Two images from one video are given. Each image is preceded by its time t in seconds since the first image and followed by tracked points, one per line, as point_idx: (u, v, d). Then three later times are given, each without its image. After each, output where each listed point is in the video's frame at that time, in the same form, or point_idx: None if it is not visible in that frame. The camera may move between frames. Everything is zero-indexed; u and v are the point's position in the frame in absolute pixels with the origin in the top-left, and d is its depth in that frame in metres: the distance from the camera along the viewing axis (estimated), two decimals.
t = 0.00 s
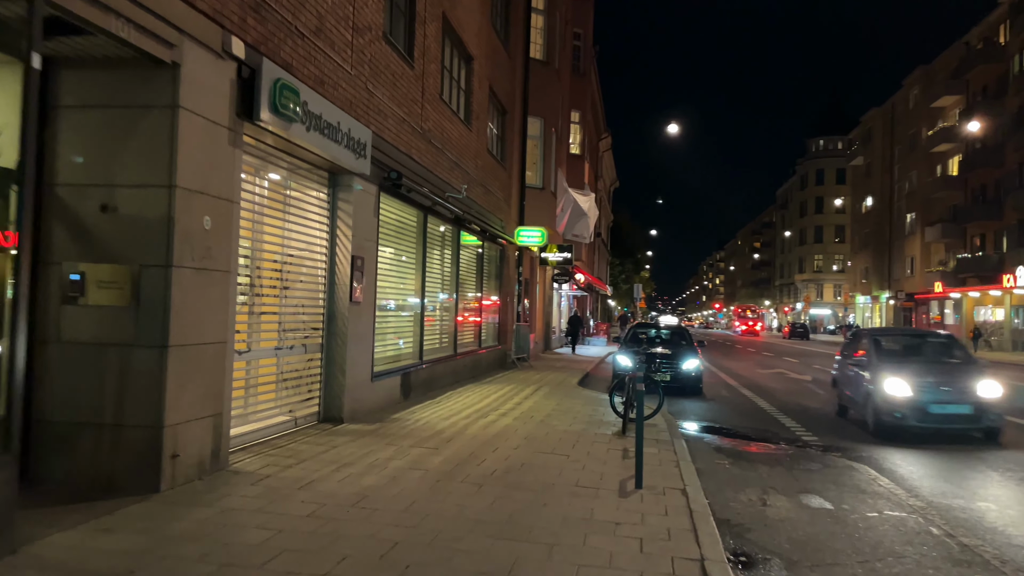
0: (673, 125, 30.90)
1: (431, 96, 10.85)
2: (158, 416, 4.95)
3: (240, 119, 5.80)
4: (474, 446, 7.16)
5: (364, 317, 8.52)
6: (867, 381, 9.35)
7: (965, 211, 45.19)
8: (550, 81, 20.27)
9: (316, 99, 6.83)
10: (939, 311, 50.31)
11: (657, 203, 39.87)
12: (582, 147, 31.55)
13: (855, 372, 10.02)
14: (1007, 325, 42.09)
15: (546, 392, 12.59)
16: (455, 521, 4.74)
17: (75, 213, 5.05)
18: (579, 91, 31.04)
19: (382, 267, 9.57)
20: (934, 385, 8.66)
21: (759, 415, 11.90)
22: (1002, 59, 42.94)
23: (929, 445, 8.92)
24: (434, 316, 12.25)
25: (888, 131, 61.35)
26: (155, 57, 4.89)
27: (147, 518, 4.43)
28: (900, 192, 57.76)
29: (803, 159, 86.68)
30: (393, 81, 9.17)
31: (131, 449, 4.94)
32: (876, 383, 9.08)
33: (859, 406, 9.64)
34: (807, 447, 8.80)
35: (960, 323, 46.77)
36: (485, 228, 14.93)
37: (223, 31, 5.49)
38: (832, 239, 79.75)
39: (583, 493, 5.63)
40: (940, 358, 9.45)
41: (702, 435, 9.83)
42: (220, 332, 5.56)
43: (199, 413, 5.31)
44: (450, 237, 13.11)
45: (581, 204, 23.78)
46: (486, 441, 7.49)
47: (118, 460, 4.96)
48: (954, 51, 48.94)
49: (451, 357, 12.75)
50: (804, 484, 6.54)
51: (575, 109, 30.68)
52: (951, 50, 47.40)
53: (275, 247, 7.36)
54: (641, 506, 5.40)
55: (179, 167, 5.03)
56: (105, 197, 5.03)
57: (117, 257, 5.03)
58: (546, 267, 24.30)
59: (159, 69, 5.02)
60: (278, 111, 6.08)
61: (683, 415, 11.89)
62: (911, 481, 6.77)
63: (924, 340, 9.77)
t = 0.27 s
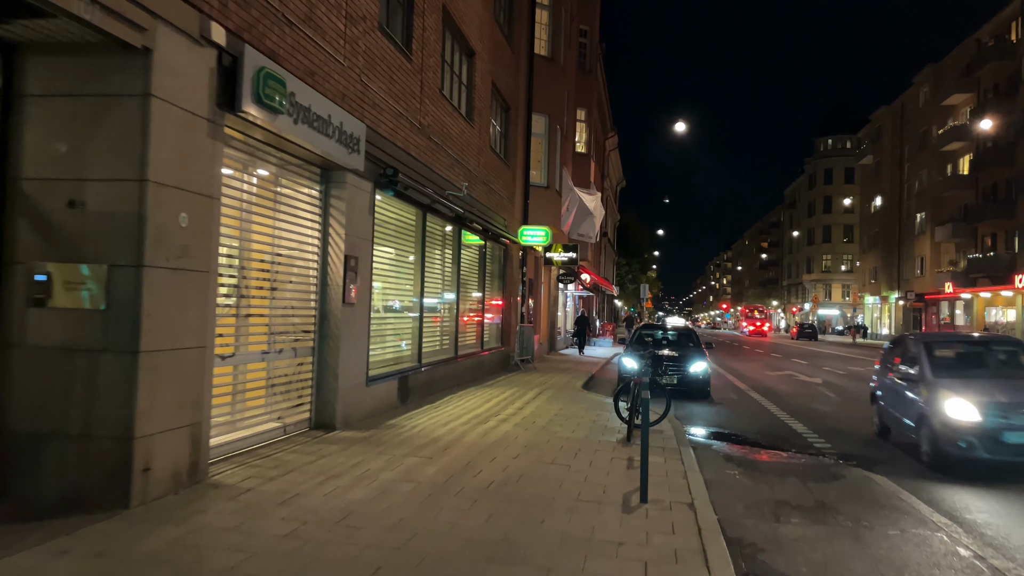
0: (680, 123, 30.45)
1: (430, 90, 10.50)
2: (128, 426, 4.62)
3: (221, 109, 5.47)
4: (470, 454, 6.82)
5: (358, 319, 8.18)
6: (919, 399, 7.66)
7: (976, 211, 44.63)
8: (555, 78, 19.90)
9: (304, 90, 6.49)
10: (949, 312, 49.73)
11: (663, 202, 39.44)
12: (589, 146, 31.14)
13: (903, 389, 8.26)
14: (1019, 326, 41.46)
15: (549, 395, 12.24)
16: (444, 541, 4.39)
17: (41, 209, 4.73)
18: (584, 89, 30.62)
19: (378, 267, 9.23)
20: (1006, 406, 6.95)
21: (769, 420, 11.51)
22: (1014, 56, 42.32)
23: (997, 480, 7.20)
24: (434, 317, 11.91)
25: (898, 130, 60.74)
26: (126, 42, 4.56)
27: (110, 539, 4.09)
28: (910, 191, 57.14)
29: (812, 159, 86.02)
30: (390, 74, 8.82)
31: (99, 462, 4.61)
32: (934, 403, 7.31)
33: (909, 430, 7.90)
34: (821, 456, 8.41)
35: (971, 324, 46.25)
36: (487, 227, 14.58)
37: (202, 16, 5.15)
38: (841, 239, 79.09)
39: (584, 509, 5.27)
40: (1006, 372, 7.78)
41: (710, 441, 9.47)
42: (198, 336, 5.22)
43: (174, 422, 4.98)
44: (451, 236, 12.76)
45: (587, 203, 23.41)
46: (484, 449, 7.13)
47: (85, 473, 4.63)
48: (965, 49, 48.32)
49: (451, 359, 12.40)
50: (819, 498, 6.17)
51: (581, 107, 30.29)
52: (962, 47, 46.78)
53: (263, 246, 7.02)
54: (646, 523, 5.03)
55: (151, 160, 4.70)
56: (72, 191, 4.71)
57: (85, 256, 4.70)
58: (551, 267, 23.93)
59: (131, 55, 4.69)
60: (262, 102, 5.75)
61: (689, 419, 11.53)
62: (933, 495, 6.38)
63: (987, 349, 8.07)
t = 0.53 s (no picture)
0: (683, 120, 30.12)
1: (427, 81, 10.18)
2: (96, 429, 4.31)
3: (200, 92, 5.16)
4: (466, 458, 6.50)
5: (351, 316, 7.86)
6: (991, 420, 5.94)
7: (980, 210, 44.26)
8: (556, 73, 19.58)
9: (291, 75, 6.19)
10: (953, 312, 49.34)
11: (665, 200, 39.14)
12: (590, 143, 30.81)
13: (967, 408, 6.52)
14: None
15: (549, 396, 11.92)
16: (435, 554, 4.07)
17: (4, 198, 4.44)
18: (586, 86, 30.30)
19: (373, 262, 8.91)
20: None
21: (775, 421, 11.18)
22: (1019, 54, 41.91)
23: None
24: (431, 316, 11.59)
25: (901, 129, 60.36)
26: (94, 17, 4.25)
27: (73, 552, 3.78)
28: (914, 190, 56.74)
29: (815, 158, 85.62)
30: (384, 63, 8.53)
31: (65, 468, 4.31)
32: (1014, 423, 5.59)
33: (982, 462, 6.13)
34: (832, 460, 8.10)
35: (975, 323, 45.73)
36: (486, 224, 14.27)
37: None
38: (844, 238, 78.68)
39: (585, 517, 4.96)
40: None
41: (716, 443, 9.14)
42: (175, 333, 4.91)
43: (147, 425, 4.67)
44: (449, 232, 12.44)
45: (589, 201, 23.09)
46: (481, 453, 6.82)
47: (50, 480, 4.33)
48: (970, 46, 47.92)
49: (450, 358, 12.08)
50: (834, 506, 5.84)
51: (582, 103, 29.97)
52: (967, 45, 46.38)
53: (249, 240, 6.71)
54: (651, 533, 4.72)
55: (122, 144, 4.39)
56: (38, 178, 4.42)
57: (51, 247, 4.40)
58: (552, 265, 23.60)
59: (100, 31, 4.38)
60: (245, 86, 5.44)
61: (693, 421, 11.20)
62: (954, 503, 6.06)
63: None
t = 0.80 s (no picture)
0: (685, 118, 29.79)
1: (423, 72, 9.81)
2: (56, 437, 3.96)
3: (174, 73, 4.80)
4: (461, 465, 6.15)
5: (341, 316, 7.50)
6: None
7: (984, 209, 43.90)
8: (557, 68, 19.22)
9: (275, 59, 5.83)
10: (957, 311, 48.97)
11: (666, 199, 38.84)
12: (591, 140, 30.45)
13: None
14: None
15: (549, 398, 11.56)
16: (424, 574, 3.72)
17: None
18: (587, 83, 29.97)
19: (365, 259, 8.54)
20: None
21: (782, 423, 10.83)
22: None
23: None
24: (427, 315, 11.22)
25: (904, 127, 59.98)
26: None
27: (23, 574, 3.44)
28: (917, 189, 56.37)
29: (816, 157, 85.24)
30: (378, 51, 8.17)
31: (22, 479, 3.97)
32: None
33: None
34: (845, 466, 7.75)
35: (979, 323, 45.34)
36: (485, 221, 13.91)
37: None
38: (846, 238, 78.30)
39: (588, 532, 4.61)
40: None
41: (721, 447, 8.79)
42: (147, 333, 4.56)
43: (115, 432, 4.33)
44: (447, 229, 12.07)
45: (590, 199, 22.73)
46: (477, 459, 6.47)
47: (6, 492, 3.98)
48: (974, 44, 47.52)
49: (447, 358, 11.72)
50: (853, 518, 5.48)
51: (583, 100, 29.61)
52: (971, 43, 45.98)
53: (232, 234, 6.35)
54: (659, 550, 4.36)
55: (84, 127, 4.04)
56: None
57: (8, 239, 4.05)
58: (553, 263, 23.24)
59: (61, 5, 4.03)
60: (224, 68, 5.09)
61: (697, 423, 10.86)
62: (979, 515, 5.70)
63: None
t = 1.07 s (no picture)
0: (685, 116, 29.46)
1: (417, 63, 9.46)
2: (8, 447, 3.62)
3: (143, 54, 4.46)
4: (454, 473, 5.80)
5: (330, 315, 7.15)
6: None
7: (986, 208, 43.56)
8: (556, 63, 18.87)
9: (255, 41, 5.49)
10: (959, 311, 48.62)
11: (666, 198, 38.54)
12: (591, 138, 30.11)
13: None
14: None
15: (548, 400, 11.21)
16: None
17: None
18: (586, 81, 29.65)
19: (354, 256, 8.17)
20: None
21: (788, 426, 10.49)
22: None
23: None
24: (422, 315, 10.86)
25: (905, 126, 59.67)
26: None
27: None
28: (919, 188, 56.05)
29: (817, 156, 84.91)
30: (369, 38, 7.83)
31: None
32: None
33: None
34: (857, 472, 7.41)
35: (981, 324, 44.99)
36: (483, 218, 13.56)
37: None
38: (846, 237, 77.99)
39: (590, 548, 4.26)
40: None
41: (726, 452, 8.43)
42: (112, 333, 4.22)
43: (75, 441, 3.98)
44: (442, 226, 11.72)
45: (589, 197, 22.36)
46: (472, 466, 6.12)
47: None
48: (977, 43, 47.17)
49: (443, 359, 11.36)
50: (872, 530, 5.14)
51: (583, 98, 29.28)
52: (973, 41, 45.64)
53: (213, 228, 6.01)
54: (666, 568, 4.02)
55: (38, 107, 3.69)
56: None
57: None
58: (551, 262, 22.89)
59: None
60: (197, 48, 4.75)
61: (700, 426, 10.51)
62: (1005, 527, 5.36)
63: None
